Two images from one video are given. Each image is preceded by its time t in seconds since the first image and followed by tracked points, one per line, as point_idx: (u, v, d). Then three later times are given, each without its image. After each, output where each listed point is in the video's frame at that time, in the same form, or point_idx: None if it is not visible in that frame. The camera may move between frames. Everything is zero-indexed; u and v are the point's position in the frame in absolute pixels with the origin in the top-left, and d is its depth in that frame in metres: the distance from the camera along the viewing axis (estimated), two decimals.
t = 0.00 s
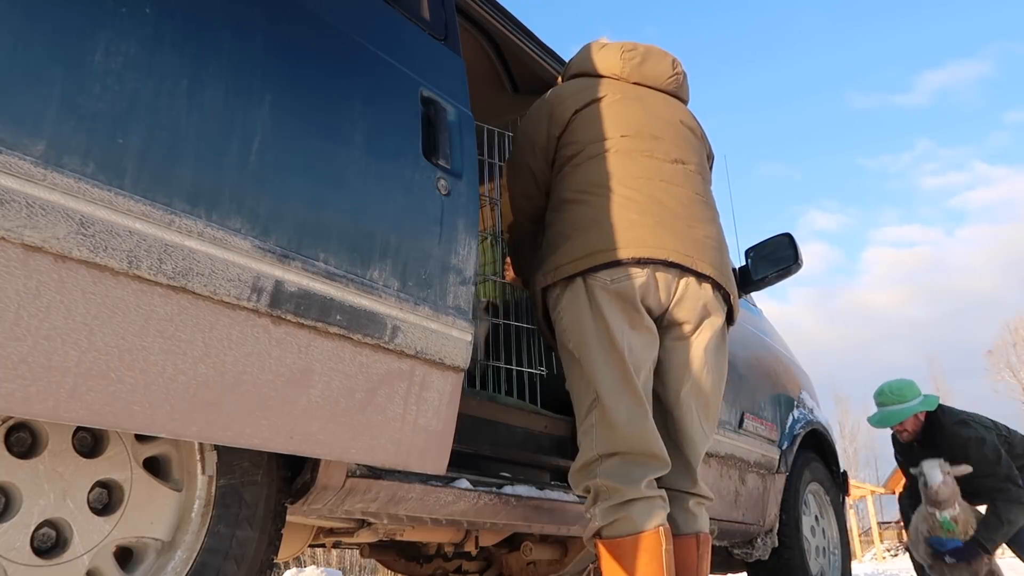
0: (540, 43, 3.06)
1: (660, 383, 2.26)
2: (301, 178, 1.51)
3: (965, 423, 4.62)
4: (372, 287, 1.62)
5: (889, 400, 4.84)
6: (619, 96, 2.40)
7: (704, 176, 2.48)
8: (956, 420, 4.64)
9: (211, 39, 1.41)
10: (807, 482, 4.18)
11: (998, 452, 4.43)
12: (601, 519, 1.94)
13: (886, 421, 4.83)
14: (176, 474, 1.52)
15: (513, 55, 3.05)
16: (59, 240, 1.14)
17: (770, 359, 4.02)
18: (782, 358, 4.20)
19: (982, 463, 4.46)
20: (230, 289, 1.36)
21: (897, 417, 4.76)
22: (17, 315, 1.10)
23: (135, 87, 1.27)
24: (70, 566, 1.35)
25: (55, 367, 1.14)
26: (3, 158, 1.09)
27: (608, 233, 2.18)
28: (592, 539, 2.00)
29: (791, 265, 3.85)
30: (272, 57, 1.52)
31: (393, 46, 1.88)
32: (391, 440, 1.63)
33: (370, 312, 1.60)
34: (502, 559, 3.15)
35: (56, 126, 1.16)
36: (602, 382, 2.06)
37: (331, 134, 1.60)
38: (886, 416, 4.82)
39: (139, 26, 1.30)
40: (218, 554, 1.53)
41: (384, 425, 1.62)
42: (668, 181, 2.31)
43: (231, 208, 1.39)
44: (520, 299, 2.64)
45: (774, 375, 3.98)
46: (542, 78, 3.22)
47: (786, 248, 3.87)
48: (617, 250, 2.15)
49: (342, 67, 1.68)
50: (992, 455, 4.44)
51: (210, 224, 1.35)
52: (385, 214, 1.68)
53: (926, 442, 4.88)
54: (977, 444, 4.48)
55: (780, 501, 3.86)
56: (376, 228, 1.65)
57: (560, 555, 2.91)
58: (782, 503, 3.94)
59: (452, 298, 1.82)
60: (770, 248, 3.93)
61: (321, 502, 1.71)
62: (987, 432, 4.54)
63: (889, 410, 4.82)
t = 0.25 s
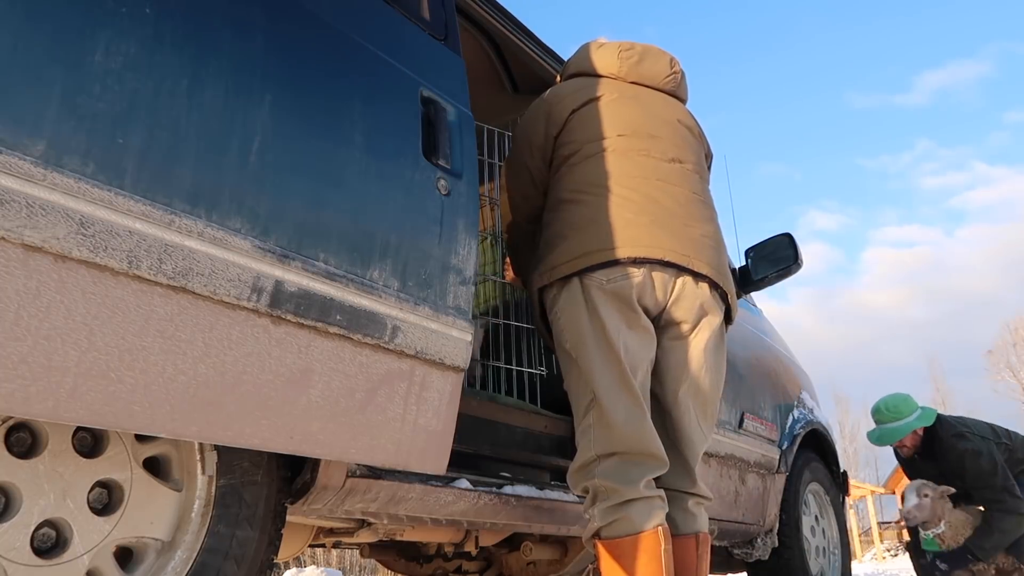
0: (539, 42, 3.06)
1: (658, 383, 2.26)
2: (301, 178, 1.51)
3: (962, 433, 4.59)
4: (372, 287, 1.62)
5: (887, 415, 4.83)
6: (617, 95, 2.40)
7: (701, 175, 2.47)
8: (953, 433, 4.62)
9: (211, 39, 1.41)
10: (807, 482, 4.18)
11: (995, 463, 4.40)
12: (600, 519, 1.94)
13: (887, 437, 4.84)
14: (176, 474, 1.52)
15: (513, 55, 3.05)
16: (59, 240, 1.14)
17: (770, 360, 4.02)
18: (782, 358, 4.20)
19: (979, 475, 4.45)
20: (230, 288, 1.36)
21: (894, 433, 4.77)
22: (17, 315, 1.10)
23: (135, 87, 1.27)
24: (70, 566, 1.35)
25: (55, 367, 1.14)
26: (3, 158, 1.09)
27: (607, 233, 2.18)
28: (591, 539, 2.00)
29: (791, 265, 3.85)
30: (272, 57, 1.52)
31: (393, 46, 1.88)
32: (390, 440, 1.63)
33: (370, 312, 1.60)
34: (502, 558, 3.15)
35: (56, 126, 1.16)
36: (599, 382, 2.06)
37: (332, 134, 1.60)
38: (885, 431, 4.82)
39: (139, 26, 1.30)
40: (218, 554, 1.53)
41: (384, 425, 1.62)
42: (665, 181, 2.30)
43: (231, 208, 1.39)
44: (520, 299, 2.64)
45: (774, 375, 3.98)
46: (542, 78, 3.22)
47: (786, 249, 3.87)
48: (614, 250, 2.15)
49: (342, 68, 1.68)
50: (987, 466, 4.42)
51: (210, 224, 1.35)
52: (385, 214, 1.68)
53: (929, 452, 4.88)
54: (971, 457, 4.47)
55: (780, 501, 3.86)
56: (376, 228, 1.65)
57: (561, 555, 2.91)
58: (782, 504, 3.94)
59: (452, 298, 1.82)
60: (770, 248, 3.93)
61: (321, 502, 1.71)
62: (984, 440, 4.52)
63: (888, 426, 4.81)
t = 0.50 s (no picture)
0: (539, 42, 3.06)
1: (654, 383, 2.26)
2: (301, 178, 1.51)
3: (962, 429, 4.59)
4: (372, 287, 1.62)
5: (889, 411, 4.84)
6: (614, 94, 2.40)
7: (699, 174, 2.47)
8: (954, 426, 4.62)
9: (211, 39, 1.41)
10: (807, 482, 4.18)
11: (994, 458, 4.39)
12: (598, 520, 1.94)
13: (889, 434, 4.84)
14: (176, 474, 1.52)
15: (513, 55, 3.05)
16: (59, 240, 1.14)
17: (770, 360, 4.02)
18: (782, 358, 4.20)
19: (978, 470, 4.44)
20: (230, 288, 1.36)
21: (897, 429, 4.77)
22: (17, 315, 1.10)
23: (135, 87, 1.27)
24: (70, 566, 1.35)
25: (55, 367, 1.14)
26: (3, 158, 1.09)
27: (604, 233, 2.18)
28: (590, 540, 2.00)
29: (791, 265, 3.85)
30: (272, 57, 1.52)
31: (393, 45, 1.87)
32: (390, 440, 1.63)
33: (370, 312, 1.60)
34: (502, 558, 3.15)
35: (56, 126, 1.16)
36: (596, 383, 2.06)
37: (331, 134, 1.60)
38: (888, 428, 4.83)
39: (139, 26, 1.30)
40: (218, 554, 1.53)
41: (384, 425, 1.62)
42: (661, 180, 2.30)
43: (231, 208, 1.39)
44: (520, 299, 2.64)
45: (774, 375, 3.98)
46: (542, 78, 3.22)
47: (786, 249, 3.86)
48: (611, 250, 2.15)
49: (342, 67, 1.68)
50: (986, 461, 4.40)
51: (210, 224, 1.35)
52: (385, 214, 1.68)
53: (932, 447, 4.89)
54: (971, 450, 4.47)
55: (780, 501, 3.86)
56: (376, 228, 1.65)
57: (561, 555, 2.91)
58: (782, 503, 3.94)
59: (452, 298, 1.82)
60: (770, 248, 3.93)
61: (321, 502, 1.71)
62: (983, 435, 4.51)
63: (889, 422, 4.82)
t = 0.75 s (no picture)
0: (539, 42, 3.06)
1: (651, 383, 2.26)
2: (301, 178, 1.52)
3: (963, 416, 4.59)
4: (372, 287, 1.62)
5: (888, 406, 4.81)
6: (611, 94, 2.40)
7: (697, 175, 2.47)
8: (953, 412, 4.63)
9: (210, 38, 1.41)
10: (807, 482, 4.18)
11: (998, 441, 4.41)
12: (596, 520, 1.94)
13: (892, 430, 4.79)
14: (176, 474, 1.52)
15: (513, 55, 3.05)
16: (59, 240, 1.14)
17: (770, 360, 4.02)
18: (782, 358, 4.20)
19: (983, 454, 4.44)
20: (230, 289, 1.36)
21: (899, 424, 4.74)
22: (17, 315, 1.10)
23: (134, 87, 1.27)
24: (70, 566, 1.35)
25: (55, 367, 1.14)
26: (3, 158, 1.09)
27: (602, 233, 2.18)
28: (588, 540, 2.00)
29: (791, 265, 3.84)
30: (273, 57, 1.52)
31: (393, 45, 1.87)
32: (390, 440, 1.63)
33: (370, 312, 1.60)
34: (502, 559, 3.15)
35: (56, 126, 1.16)
36: (592, 383, 2.06)
37: (331, 134, 1.60)
38: (890, 424, 4.78)
39: (139, 26, 1.30)
40: (218, 554, 1.53)
41: (384, 425, 1.62)
42: (658, 180, 2.30)
43: (231, 208, 1.39)
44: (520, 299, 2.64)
45: (774, 375, 3.98)
46: (542, 78, 3.21)
47: (786, 249, 3.86)
48: (609, 250, 2.15)
49: (342, 67, 1.68)
50: (991, 444, 4.41)
51: (210, 224, 1.35)
52: (385, 214, 1.68)
53: (934, 440, 4.84)
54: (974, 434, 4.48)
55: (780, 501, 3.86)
56: (376, 228, 1.65)
57: (560, 555, 2.91)
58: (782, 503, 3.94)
59: (452, 298, 1.82)
60: (770, 248, 3.92)
61: (321, 502, 1.71)
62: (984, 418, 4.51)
63: (891, 418, 4.78)
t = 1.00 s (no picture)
0: (539, 42, 3.06)
1: (649, 383, 2.26)
2: (301, 178, 1.51)
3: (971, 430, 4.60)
4: (372, 287, 1.62)
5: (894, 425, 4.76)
6: (610, 93, 2.40)
7: (695, 174, 2.47)
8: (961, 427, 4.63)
9: (210, 38, 1.41)
10: (807, 482, 4.18)
11: (1011, 456, 4.44)
12: (595, 521, 1.94)
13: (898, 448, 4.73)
14: (176, 474, 1.52)
15: (513, 55, 3.05)
16: (59, 240, 1.14)
17: (770, 360, 4.01)
18: (782, 358, 4.20)
19: (996, 470, 4.46)
20: (230, 289, 1.36)
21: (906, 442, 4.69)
22: (17, 315, 1.10)
23: (134, 87, 1.27)
24: (70, 566, 1.35)
25: (55, 367, 1.14)
26: (3, 158, 1.09)
27: (601, 233, 2.18)
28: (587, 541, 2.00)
29: (791, 265, 3.84)
30: (272, 57, 1.52)
31: (393, 45, 1.87)
32: (391, 440, 1.63)
33: (370, 312, 1.60)
34: (502, 559, 3.15)
35: (56, 126, 1.16)
36: (591, 383, 2.06)
37: (331, 134, 1.60)
38: (896, 442, 4.74)
39: (139, 26, 1.30)
40: (218, 554, 1.53)
41: (384, 425, 1.62)
42: (656, 180, 2.30)
43: (231, 208, 1.39)
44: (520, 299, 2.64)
45: (774, 375, 3.98)
46: (542, 78, 3.21)
47: (786, 249, 3.86)
48: (608, 250, 2.15)
49: (342, 67, 1.68)
50: (1003, 459, 4.45)
51: (210, 224, 1.35)
52: (385, 214, 1.68)
53: (942, 455, 4.78)
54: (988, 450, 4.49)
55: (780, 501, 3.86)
56: (376, 228, 1.65)
57: (560, 555, 2.91)
58: (782, 503, 3.94)
59: (452, 298, 1.82)
60: (770, 248, 3.92)
61: (321, 502, 1.71)
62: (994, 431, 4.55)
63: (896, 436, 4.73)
